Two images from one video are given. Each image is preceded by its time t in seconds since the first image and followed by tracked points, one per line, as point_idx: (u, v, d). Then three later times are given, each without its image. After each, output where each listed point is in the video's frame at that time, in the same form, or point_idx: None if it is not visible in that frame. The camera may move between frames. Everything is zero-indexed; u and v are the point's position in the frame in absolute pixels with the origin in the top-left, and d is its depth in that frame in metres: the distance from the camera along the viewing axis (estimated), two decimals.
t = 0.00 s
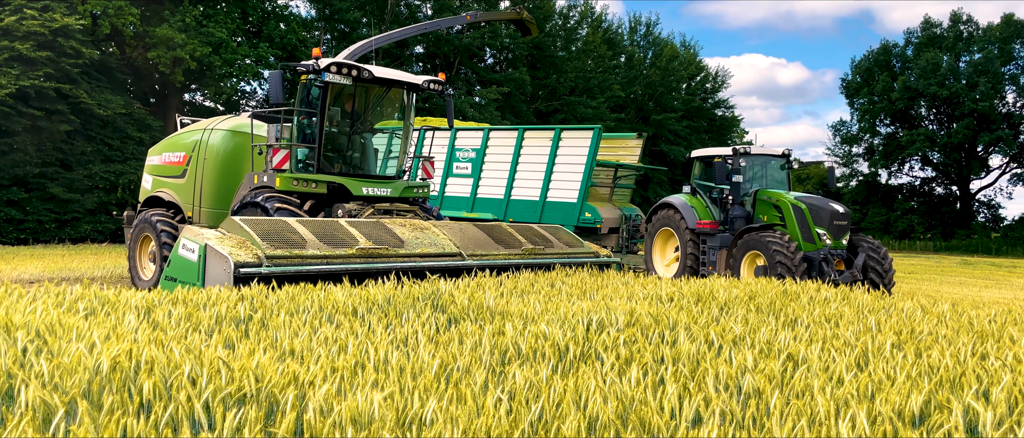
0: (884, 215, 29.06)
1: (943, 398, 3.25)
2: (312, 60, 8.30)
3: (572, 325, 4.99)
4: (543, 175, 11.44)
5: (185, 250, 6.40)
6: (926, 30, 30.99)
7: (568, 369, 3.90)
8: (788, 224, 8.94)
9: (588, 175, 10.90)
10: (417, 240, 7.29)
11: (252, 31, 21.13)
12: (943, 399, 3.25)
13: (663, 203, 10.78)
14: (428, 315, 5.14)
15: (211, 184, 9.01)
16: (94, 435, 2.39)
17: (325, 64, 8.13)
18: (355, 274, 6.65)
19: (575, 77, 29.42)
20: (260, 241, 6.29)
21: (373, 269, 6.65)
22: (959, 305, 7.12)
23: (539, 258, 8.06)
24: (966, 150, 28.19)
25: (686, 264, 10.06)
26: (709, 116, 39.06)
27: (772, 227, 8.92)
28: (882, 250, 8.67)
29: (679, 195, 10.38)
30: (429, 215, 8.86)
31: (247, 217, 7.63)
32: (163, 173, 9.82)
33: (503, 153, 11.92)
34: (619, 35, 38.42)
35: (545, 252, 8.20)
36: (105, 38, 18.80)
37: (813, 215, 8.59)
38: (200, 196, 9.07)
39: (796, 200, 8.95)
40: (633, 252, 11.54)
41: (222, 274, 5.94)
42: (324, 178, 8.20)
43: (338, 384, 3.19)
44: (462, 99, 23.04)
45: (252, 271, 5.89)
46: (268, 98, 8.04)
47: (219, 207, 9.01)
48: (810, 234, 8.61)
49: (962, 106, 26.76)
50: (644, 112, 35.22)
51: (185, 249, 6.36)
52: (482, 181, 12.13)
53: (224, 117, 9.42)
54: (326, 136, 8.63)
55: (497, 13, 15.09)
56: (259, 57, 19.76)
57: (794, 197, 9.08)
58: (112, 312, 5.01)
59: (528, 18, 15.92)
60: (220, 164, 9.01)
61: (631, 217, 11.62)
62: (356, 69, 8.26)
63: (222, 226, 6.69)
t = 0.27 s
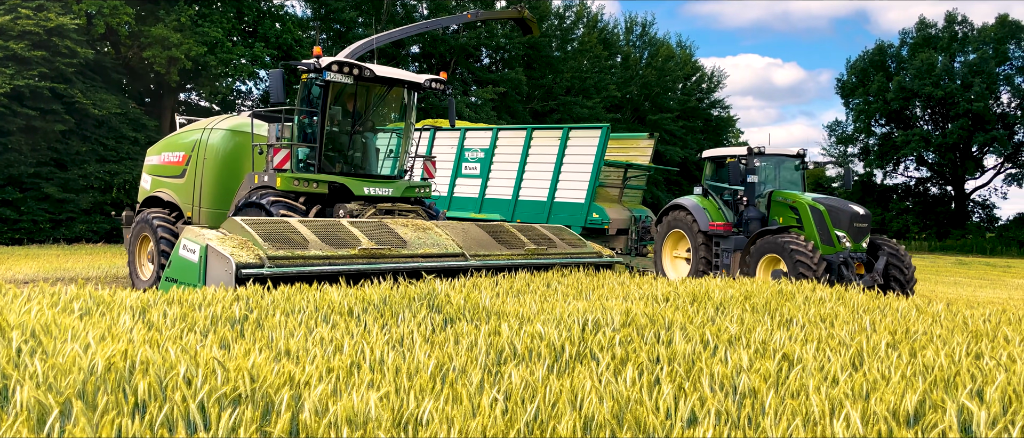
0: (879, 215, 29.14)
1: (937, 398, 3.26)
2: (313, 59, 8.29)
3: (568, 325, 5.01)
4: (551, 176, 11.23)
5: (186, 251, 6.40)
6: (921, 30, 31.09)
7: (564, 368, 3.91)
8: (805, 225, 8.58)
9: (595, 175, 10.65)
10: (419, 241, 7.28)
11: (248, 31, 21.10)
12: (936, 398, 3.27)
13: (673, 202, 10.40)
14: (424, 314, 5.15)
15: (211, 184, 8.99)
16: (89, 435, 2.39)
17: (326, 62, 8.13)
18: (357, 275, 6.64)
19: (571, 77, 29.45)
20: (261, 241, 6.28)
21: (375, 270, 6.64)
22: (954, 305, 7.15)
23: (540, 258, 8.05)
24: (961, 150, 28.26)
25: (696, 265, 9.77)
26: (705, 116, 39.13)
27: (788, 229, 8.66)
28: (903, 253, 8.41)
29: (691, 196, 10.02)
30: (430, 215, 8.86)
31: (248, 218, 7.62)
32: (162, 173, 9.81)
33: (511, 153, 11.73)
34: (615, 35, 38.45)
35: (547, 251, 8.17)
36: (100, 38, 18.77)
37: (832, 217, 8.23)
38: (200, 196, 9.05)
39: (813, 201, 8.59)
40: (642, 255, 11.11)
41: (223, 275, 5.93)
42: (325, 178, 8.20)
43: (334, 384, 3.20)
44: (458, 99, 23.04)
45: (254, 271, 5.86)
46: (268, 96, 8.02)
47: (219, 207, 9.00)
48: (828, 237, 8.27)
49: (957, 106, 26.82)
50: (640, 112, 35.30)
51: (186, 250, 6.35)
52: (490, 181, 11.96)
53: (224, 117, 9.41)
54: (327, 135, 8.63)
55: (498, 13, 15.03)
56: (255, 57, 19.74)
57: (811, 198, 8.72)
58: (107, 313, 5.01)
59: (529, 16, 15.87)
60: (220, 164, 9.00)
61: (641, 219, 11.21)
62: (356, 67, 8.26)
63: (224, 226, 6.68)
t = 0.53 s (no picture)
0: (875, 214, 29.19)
1: (932, 398, 3.27)
2: (317, 58, 8.23)
3: (564, 325, 5.00)
4: (560, 175, 11.06)
5: (189, 255, 6.41)
6: (917, 31, 31.13)
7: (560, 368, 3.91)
8: (824, 224, 8.49)
9: (603, 174, 10.48)
10: (424, 243, 7.26)
11: (244, 31, 21.06)
12: (931, 398, 3.27)
13: (685, 204, 10.26)
14: (420, 314, 5.14)
15: (213, 184, 8.95)
16: (85, 435, 2.39)
17: (330, 62, 8.08)
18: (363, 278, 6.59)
19: (568, 77, 29.46)
20: (265, 244, 6.26)
21: (381, 273, 6.59)
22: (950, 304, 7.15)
23: (545, 260, 7.99)
24: (957, 150, 28.31)
25: (711, 266, 9.59)
26: (701, 116, 39.16)
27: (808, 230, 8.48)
28: (925, 253, 8.31)
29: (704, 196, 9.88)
30: (434, 216, 8.75)
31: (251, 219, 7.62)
32: (163, 173, 9.80)
33: (520, 153, 11.61)
34: (611, 36, 38.46)
35: (552, 253, 8.13)
36: (95, 37, 18.72)
37: (853, 217, 8.15)
38: (200, 196, 9.02)
39: (831, 200, 8.51)
40: (653, 257, 10.93)
41: (227, 278, 5.93)
42: (328, 178, 8.16)
43: (330, 384, 3.21)
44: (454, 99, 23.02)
45: (258, 275, 5.84)
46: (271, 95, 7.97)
47: (221, 207, 8.96)
48: (848, 237, 8.19)
49: (952, 106, 26.86)
50: (636, 112, 35.30)
51: (189, 254, 6.37)
52: (499, 181, 11.83)
53: (225, 117, 9.37)
54: (330, 135, 8.61)
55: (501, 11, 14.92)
56: (251, 56, 19.70)
57: (829, 197, 8.64)
58: (103, 313, 5.01)
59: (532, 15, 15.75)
60: (222, 163, 8.96)
61: (651, 220, 11.02)
62: (361, 67, 8.20)
63: (226, 228, 6.67)
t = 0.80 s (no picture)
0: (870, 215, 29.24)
1: (927, 397, 3.27)
2: (322, 57, 8.07)
3: (559, 325, 4.98)
4: (570, 177, 10.78)
5: (194, 258, 6.38)
6: (911, 31, 31.18)
7: (555, 368, 3.89)
8: (850, 225, 8.43)
9: (615, 175, 10.17)
10: (431, 245, 7.16)
11: (238, 30, 20.98)
12: (926, 397, 3.26)
13: (700, 204, 10.09)
14: (415, 314, 5.12)
15: (215, 183, 8.84)
16: (76, 436, 2.36)
17: (336, 61, 7.94)
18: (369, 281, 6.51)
19: (563, 77, 29.45)
20: (272, 248, 6.19)
21: (388, 276, 6.51)
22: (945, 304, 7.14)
23: (553, 262, 7.85)
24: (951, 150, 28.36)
25: (731, 266, 9.44)
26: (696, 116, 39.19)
27: (834, 233, 8.25)
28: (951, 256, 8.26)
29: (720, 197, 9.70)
30: (438, 217, 8.63)
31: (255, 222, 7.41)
32: (166, 172, 9.72)
33: (530, 153, 11.32)
34: (607, 36, 38.46)
35: (559, 256, 7.96)
36: (89, 37, 18.63)
37: (881, 217, 8.09)
38: (203, 197, 8.92)
39: (857, 200, 8.46)
40: (665, 259, 10.79)
41: (232, 280, 5.87)
42: (332, 179, 7.98)
43: (324, 384, 3.18)
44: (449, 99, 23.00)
45: (265, 279, 5.80)
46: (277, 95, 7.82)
47: (224, 207, 8.85)
48: (877, 238, 8.13)
49: (946, 107, 26.91)
50: (632, 112, 35.35)
51: (194, 257, 6.34)
52: (509, 182, 11.55)
53: (227, 115, 9.23)
54: (335, 135, 8.47)
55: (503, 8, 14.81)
56: (245, 56, 19.62)
57: (854, 198, 8.60)
58: (96, 313, 4.97)
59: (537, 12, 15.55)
60: (224, 162, 8.84)
61: (664, 222, 10.86)
62: (366, 66, 8.07)
63: (232, 232, 6.62)
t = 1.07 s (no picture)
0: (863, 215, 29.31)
1: (920, 397, 3.26)
2: (326, 54, 7.81)
3: (554, 325, 4.95)
4: (582, 175, 10.32)
5: (201, 259, 6.26)
6: (905, 32, 31.25)
7: (550, 368, 3.88)
8: (880, 226, 7.97)
9: (627, 173, 9.72)
10: (438, 246, 7.03)
11: (233, 30, 20.91)
12: (919, 397, 3.26)
13: (720, 204, 9.72)
14: (409, 315, 5.08)
15: (216, 183, 8.68)
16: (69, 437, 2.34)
17: (341, 59, 7.69)
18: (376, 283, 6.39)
19: (558, 77, 29.44)
20: (279, 250, 6.06)
21: (396, 277, 6.38)
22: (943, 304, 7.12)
23: (562, 263, 7.67)
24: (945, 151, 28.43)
25: (752, 267, 9.03)
26: (691, 116, 39.24)
27: (865, 234, 7.76)
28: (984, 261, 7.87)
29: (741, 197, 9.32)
30: (444, 217, 8.39)
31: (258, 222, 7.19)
32: (166, 172, 9.57)
33: (541, 151, 10.87)
34: (602, 36, 38.47)
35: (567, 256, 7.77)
36: (83, 36, 18.53)
37: (915, 219, 7.63)
38: (204, 195, 8.77)
39: (888, 200, 7.99)
40: (679, 261, 10.18)
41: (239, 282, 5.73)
42: (337, 179, 7.73)
43: (318, 385, 3.16)
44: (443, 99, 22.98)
45: (273, 282, 5.67)
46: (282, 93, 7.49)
47: (225, 207, 8.70)
48: (910, 241, 7.67)
49: (940, 107, 26.99)
50: (626, 112, 35.39)
51: (200, 258, 6.21)
52: (519, 181, 11.10)
53: (229, 113, 9.07)
54: (339, 134, 8.16)
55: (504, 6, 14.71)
56: (240, 56, 19.53)
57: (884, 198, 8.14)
58: (89, 314, 4.94)
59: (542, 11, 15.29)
60: (226, 162, 8.68)
61: (678, 221, 10.30)
62: (372, 64, 7.82)
63: (239, 233, 6.47)
